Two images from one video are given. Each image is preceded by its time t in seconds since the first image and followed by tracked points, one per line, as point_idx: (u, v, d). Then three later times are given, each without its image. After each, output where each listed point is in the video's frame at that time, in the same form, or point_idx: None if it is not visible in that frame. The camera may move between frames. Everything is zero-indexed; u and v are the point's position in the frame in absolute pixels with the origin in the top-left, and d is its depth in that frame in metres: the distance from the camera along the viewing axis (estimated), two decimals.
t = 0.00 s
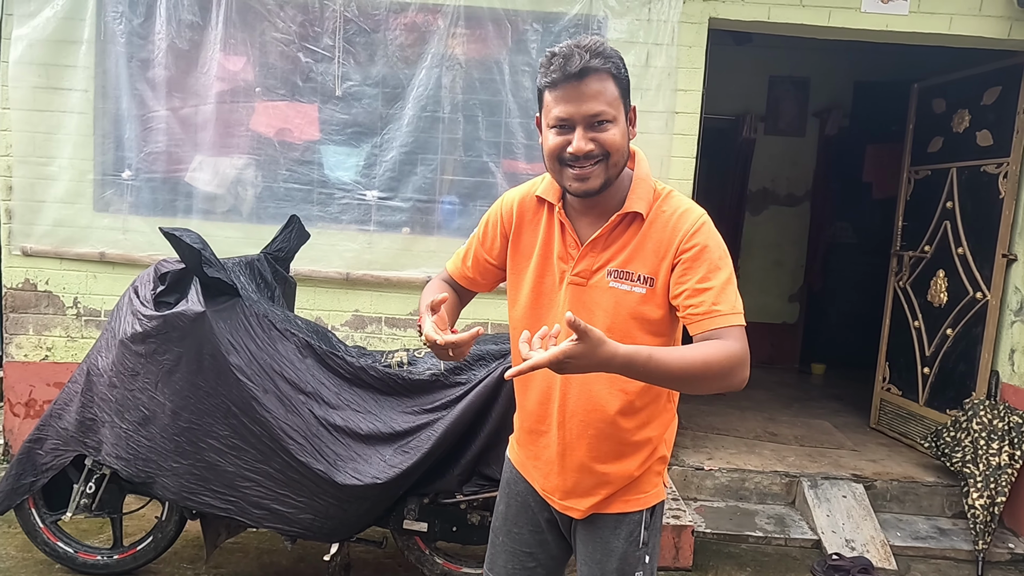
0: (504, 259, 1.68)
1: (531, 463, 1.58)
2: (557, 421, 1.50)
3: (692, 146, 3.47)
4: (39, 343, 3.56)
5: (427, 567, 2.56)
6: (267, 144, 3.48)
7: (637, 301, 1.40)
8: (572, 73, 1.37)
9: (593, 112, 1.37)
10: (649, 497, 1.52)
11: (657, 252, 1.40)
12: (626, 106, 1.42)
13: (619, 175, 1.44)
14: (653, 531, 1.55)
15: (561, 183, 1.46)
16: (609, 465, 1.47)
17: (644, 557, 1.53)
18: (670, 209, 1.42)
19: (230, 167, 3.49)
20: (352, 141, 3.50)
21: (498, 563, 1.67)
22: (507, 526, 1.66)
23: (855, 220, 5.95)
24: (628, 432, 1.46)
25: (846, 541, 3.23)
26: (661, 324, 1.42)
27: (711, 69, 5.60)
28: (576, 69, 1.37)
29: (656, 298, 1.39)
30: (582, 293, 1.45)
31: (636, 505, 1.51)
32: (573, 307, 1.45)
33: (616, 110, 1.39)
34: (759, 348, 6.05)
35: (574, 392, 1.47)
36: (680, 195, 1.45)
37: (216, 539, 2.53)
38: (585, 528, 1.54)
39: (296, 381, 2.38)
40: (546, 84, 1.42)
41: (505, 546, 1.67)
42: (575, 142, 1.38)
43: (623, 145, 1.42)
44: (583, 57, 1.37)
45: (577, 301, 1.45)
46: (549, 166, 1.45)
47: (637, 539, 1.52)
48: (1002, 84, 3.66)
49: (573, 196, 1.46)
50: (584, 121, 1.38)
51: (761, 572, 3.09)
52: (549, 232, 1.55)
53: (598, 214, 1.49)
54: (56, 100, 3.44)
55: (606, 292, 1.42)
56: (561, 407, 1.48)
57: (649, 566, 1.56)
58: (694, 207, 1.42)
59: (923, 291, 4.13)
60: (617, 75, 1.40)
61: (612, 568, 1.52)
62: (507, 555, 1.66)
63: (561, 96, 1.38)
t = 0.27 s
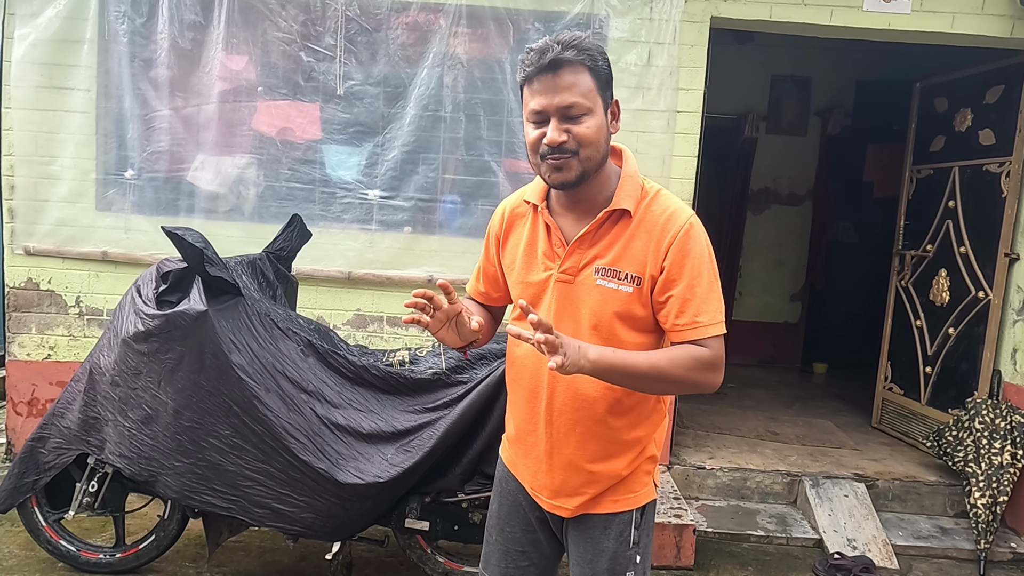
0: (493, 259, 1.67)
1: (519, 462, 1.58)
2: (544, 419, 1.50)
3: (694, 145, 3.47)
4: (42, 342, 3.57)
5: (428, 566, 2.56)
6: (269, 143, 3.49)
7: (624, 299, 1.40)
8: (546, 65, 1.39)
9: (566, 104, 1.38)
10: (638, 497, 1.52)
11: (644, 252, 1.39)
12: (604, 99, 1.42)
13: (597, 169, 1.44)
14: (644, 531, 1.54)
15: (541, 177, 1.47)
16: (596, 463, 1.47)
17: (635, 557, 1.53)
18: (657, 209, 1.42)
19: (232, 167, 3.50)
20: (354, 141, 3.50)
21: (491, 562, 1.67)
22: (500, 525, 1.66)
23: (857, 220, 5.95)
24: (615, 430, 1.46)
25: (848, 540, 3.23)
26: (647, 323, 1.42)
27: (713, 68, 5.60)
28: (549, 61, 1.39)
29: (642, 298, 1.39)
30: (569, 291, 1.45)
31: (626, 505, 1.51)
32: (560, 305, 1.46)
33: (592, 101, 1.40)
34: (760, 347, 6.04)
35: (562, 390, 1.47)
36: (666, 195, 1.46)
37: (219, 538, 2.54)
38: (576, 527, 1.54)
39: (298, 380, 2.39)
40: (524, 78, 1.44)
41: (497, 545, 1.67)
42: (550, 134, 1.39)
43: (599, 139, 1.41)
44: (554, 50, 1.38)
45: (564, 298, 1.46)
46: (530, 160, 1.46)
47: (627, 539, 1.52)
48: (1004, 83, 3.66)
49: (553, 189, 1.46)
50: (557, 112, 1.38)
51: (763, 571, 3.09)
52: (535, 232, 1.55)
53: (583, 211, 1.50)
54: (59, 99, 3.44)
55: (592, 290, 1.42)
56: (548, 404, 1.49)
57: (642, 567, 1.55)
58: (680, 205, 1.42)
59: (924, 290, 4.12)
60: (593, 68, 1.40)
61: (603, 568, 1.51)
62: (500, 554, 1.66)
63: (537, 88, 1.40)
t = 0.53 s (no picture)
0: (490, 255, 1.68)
1: (511, 458, 1.59)
2: (534, 415, 1.51)
3: (694, 142, 3.47)
4: (43, 341, 3.57)
5: (429, 564, 2.58)
6: (269, 142, 3.48)
7: (611, 297, 1.39)
8: (551, 58, 1.38)
9: (571, 98, 1.37)
10: (627, 495, 1.51)
11: (631, 249, 1.39)
12: (605, 94, 1.43)
13: (596, 165, 1.44)
14: (636, 530, 1.53)
15: (539, 170, 1.46)
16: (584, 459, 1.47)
17: (628, 556, 1.51)
18: (647, 206, 1.41)
19: (232, 165, 3.49)
20: (354, 139, 3.50)
21: (487, 559, 1.67)
22: (496, 522, 1.66)
23: (858, 217, 5.94)
24: (603, 426, 1.47)
25: (849, 538, 3.23)
26: (634, 321, 1.42)
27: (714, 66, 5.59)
28: (554, 54, 1.38)
29: (628, 296, 1.39)
30: (557, 287, 1.45)
31: (616, 503, 1.50)
32: (548, 300, 1.45)
33: (595, 96, 1.40)
34: (761, 345, 6.03)
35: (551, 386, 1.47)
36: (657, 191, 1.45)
37: (219, 536, 2.54)
38: (568, 525, 1.54)
39: (297, 378, 2.39)
40: (526, 70, 1.42)
41: (493, 543, 1.67)
42: (553, 127, 1.38)
43: (601, 133, 1.42)
44: (561, 43, 1.38)
45: (552, 294, 1.45)
46: (528, 153, 1.45)
47: (619, 538, 1.51)
48: (1005, 80, 3.65)
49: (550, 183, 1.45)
50: (562, 106, 1.38)
51: (764, 568, 3.09)
52: (525, 228, 1.55)
53: (575, 206, 1.50)
54: (59, 98, 3.44)
55: (578, 286, 1.42)
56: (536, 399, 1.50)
57: (635, 566, 1.53)
58: (670, 203, 1.41)
59: (926, 287, 4.12)
60: (595, 63, 1.40)
61: (595, 566, 1.50)
62: (495, 552, 1.66)
63: (539, 81, 1.39)
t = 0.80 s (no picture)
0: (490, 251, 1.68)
1: (510, 454, 1.59)
2: (532, 411, 1.51)
3: (694, 139, 3.46)
4: (42, 339, 3.57)
5: (429, 561, 2.58)
6: (268, 139, 3.48)
7: (609, 295, 1.39)
8: (551, 57, 1.37)
9: (571, 97, 1.37)
10: (626, 491, 1.51)
11: (629, 247, 1.38)
12: (605, 92, 1.42)
13: (595, 163, 1.43)
14: (634, 526, 1.53)
15: (538, 169, 1.45)
16: (581, 456, 1.47)
17: (626, 553, 1.51)
18: (645, 204, 1.40)
19: (231, 163, 3.49)
20: (353, 136, 3.49)
21: (486, 555, 1.67)
22: (495, 518, 1.66)
23: (858, 213, 5.93)
24: (600, 423, 1.46)
25: (849, 534, 3.23)
26: (632, 319, 1.41)
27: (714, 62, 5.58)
28: (554, 53, 1.36)
29: (626, 294, 1.38)
30: (555, 284, 1.45)
31: (613, 500, 1.50)
32: (547, 298, 1.45)
33: (595, 95, 1.39)
34: (762, 341, 6.03)
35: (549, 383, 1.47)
36: (658, 189, 1.44)
37: (219, 534, 2.54)
38: (566, 522, 1.53)
39: (296, 376, 2.38)
40: (525, 68, 1.41)
41: (492, 538, 1.67)
42: (553, 127, 1.37)
43: (601, 132, 1.41)
44: (561, 41, 1.36)
45: (551, 291, 1.45)
46: (527, 151, 1.44)
47: (617, 534, 1.51)
48: (1006, 75, 3.64)
49: (550, 181, 1.45)
50: (562, 105, 1.37)
51: (764, 565, 3.09)
52: (525, 224, 1.55)
53: (574, 203, 1.49)
54: (57, 96, 3.43)
55: (576, 283, 1.41)
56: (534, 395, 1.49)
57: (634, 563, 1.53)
58: (670, 201, 1.41)
59: (926, 283, 4.11)
60: (595, 61, 1.39)
61: (593, 562, 1.50)
62: (494, 547, 1.66)
63: (540, 80, 1.38)
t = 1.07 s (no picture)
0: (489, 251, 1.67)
1: (513, 453, 1.58)
2: (535, 410, 1.50)
3: (694, 136, 3.45)
4: (41, 338, 3.57)
5: (429, 559, 2.58)
6: (267, 137, 3.47)
7: (613, 293, 1.38)
8: (553, 55, 1.36)
9: (573, 95, 1.36)
10: (630, 489, 1.50)
11: (632, 245, 1.38)
12: (608, 91, 1.42)
13: (598, 163, 1.43)
14: (638, 523, 1.53)
15: (540, 169, 1.45)
16: (586, 455, 1.47)
17: (629, 550, 1.51)
18: (648, 202, 1.40)
19: (230, 161, 3.48)
20: (352, 134, 3.48)
21: (488, 553, 1.67)
22: (497, 516, 1.66)
23: (858, 211, 5.93)
24: (605, 421, 1.46)
25: (849, 531, 3.23)
26: (636, 317, 1.41)
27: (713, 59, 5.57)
28: (557, 51, 1.36)
29: (631, 293, 1.38)
30: (559, 284, 1.44)
31: (618, 497, 1.50)
32: (550, 297, 1.45)
33: (597, 94, 1.39)
34: (762, 339, 6.03)
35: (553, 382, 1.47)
36: (661, 188, 1.44)
37: (218, 533, 2.53)
38: (569, 519, 1.53)
39: (295, 375, 2.38)
40: (527, 67, 1.40)
41: (494, 536, 1.67)
42: (555, 126, 1.37)
43: (603, 131, 1.41)
44: (563, 39, 1.36)
45: (554, 291, 1.45)
46: (528, 151, 1.44)
47: (620, 532, 1.50)
48: (1006, 72, 3.63)
49: (552, 180, 1.44)
50: (564, 104, 1.37)
51: (764, 562, 3.09)
52: (527, 224, 1.54)
53: (576, 202, 1.49)
54: (55, 94, 3.43)
55: (580, 283, 1.41)
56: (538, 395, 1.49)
57: (637, 560, 1.53)
58: (673, 199, 1.40)
59: (926, 281, 4.11)
60: (597, 60, 1.39)
61: (596, 559, 1.50)
62: (497, 545, 1.66)
63: (541, 78, 1.37)
